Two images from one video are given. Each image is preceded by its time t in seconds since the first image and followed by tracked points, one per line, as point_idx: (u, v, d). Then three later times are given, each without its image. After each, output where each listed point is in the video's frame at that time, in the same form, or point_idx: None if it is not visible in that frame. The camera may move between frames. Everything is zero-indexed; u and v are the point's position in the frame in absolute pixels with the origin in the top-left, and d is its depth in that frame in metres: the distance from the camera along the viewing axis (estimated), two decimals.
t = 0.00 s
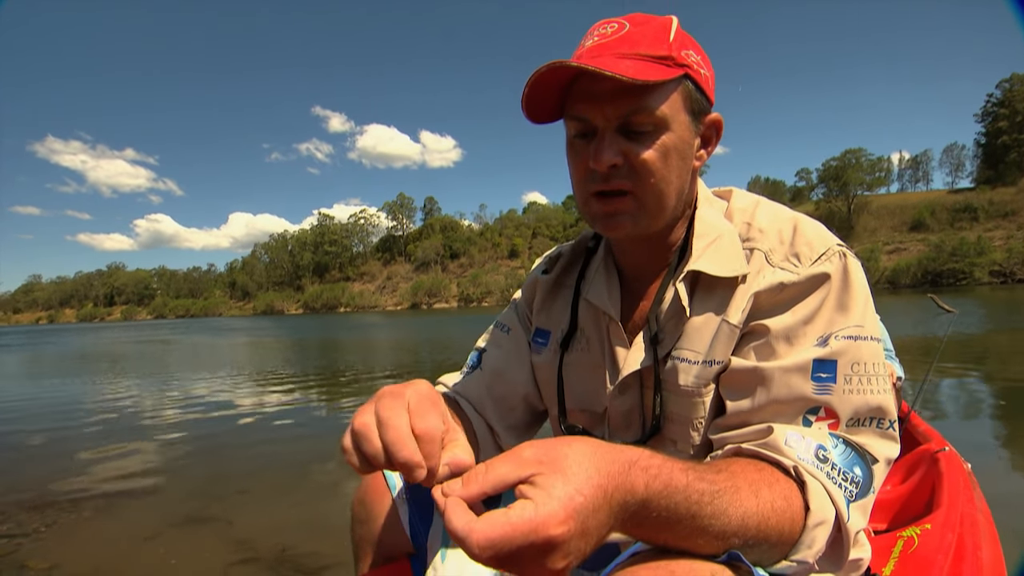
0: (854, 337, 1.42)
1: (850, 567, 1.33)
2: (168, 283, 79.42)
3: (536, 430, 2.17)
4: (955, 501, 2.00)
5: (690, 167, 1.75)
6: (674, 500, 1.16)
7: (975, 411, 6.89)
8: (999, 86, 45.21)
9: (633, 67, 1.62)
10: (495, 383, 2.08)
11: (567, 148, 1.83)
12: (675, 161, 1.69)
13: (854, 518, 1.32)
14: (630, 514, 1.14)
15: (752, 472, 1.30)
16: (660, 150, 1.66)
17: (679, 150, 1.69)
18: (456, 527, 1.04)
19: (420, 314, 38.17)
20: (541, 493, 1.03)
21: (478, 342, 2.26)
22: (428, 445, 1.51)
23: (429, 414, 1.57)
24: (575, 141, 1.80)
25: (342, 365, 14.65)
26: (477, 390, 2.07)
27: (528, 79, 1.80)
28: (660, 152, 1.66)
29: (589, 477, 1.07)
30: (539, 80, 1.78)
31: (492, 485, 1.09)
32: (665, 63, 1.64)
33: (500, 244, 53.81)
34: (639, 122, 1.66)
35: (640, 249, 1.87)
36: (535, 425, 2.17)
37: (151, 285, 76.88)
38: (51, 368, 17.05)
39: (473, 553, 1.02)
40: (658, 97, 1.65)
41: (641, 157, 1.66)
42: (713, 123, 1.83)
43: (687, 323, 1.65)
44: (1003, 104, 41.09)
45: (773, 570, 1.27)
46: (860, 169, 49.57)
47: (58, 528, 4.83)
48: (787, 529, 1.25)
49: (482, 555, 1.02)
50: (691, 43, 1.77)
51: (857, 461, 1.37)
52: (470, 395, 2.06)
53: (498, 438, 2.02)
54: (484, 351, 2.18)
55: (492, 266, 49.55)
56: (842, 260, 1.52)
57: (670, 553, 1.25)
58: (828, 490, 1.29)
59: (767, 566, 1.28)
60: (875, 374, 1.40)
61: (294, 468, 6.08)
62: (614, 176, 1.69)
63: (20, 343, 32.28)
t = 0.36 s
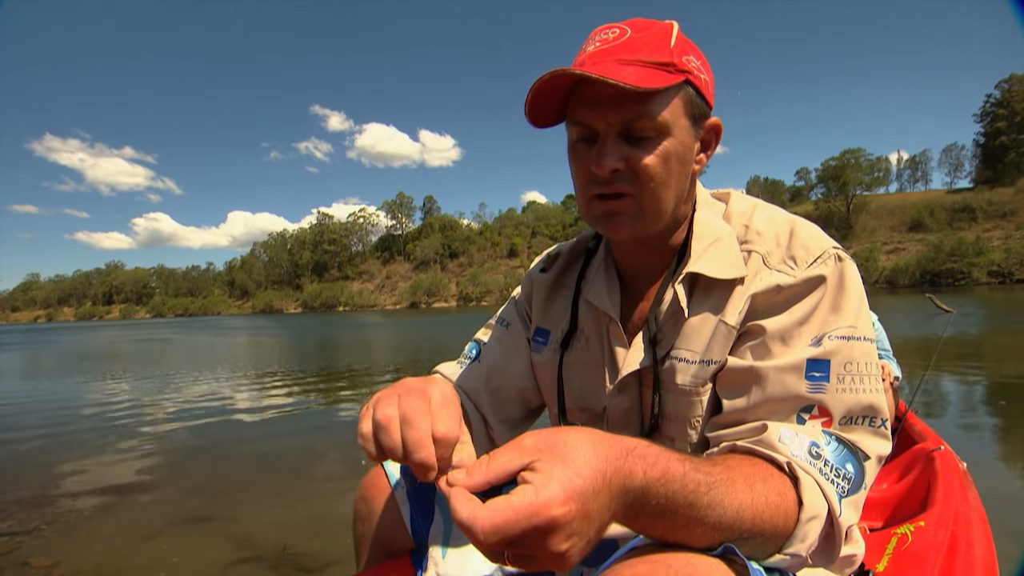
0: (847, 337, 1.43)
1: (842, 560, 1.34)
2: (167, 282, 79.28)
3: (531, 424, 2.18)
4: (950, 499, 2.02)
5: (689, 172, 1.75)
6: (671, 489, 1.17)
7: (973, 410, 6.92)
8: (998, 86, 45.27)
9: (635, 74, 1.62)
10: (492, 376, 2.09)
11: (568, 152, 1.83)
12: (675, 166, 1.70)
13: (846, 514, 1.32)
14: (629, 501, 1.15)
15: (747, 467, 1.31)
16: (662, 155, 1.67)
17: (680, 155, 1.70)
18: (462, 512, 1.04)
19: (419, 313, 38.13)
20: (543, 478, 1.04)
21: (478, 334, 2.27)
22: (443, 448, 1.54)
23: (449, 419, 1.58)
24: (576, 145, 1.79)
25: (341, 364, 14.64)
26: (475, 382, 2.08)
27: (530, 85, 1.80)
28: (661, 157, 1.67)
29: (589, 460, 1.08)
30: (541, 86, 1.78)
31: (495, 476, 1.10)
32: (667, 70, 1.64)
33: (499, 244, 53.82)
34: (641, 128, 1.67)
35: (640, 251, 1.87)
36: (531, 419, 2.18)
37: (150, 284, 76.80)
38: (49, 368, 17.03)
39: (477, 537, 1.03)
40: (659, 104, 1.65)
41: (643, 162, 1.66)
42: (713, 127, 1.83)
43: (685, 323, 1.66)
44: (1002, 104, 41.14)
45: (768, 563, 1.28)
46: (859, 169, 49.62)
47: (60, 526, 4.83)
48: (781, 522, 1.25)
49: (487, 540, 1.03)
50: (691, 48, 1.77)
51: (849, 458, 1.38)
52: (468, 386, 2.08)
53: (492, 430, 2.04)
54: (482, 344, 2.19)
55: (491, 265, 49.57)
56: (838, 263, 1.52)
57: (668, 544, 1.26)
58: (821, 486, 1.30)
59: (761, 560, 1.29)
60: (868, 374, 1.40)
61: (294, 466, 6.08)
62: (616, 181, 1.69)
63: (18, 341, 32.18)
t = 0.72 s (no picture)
0: (841, 340, 1.44)
1: (833, 560, 1.35)
2: (165, 280, 79.12)
3: (527, 422, 2.18)
4: (943, 500, 2.04)
5: (688, 176, 1.76)
6: (666, 485, 1.18)
7: (969, 413, 6.95)
8: (997, 91, 45.43)
9: (635, 81, 1.63)
10: (490, 374, 2.09)
11: (567, 157, 1.84)
12: (674, 171, 1.70)
13: (839, 514, 1.33)
14: (625, 497, 1.16)
15: (741, 466, 1.31)
16: (661, 161, 1.67)
17: (679, 160, 1.71)
18: (459, 504, 1.05)
19: (417, 313, 38.07)
20: (539, 472, 1.05)
21: (476, 331, 2.29)
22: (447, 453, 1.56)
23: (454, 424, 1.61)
24: (576, 150, 1.80)
25: (338, 364, 14.61)
26: (472, 379, 2.09)
27: (530, 93, 1.81)
28: (660, 162, 1.68)
29: (584, 456, 1.09)
30: (541, 92, 1.79)
31: (492, 471, 1.11)
32: (666, 76, 1.65)
33: (498, 244, 53.95)
34: (640, 134, 1.68)
35: (639, 253, 1.88)
36: (527, 417, 2.19)
37: (147, 282, 76.69)
38: (47, 365, 17.02)
39: (473, 529, 1.04)
40: (659, 110, 1.66)
41: (642, 167, 1.67)
42: (711, 131, 1.84)
43: (683, 325, 1.66)
44: (1000, 108, 41.21)
45: (761, 563, 1.28)
46: (857, 172, 49.76)
47: (58, 524, 4.82)
48: (774, 520, 1.26)
49: (483, 532, 1.03)
50: (690, 54, 1.77)
51: (842, 459, 1.38)
52: (465, 380, 2.09)
53: (485, 427, 2.04)
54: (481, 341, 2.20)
55: (490, 265, 49.53)
56: (833, 268, 1.53)
57: (663, 542, 1.26)
58: (814, 487, 1.30)
59: (754, 558, 1.29)
60: (861, 377, 1.41)
61: (292, 465, 6.09)
62: (615, 186, 1.70)
63: (15, 339, 32.08)
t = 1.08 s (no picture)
0: (839, 337, 1.44)
1: (830, 555, 1.35)
2: (166, 276, 79.17)
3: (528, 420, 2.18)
4: (942, 498, 2.04)
5: (688, 173, 1.76)
6: (664, 479, 1.18)
7: (969, 413, 6.95)
8: (1000, 90, 45.28)
9: (635, 77, 1.63)
10: (491, 371, 2.09)
11: (568, 152, 1.84)
12: (674, 168, 1.70)
13: (836, 510, 1.33)
14: (624, 490, 1.16)
15: (739, 461, 1.31)
16: (661, 157, 1.67)
17: (679, 157, 1.71)
18: (458, 494, 1.04)
19: (418, 311, 38.06)
20: (538, 464, 1.05)
21: (476, 329, 2.29)
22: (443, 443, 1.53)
23: (448, 412, 1.57)
24: (576, 146, 1.80)
25: (339, 361, 14.63)
26: (474, 377, 2.09)
27: (530, 88, 1.81)
28: (660, 159, 1.68)
29: (583, 448, 1.10)
30: (541, 88, 1.79)
31: (492, 464, 1.10)
32: (666, 72, 1.65)
33: (499, 242, 53.93)
34: (641, 131, 1.68)
35: (638, 250, 1.88)
36: (529, 414, 2.19)
37: (148, 279, 76.76)
38: (48, 362, 17.03)
39: (472, 516, 1.03)
40: (659, 107, 1.66)
41: (642, 164, 1.67)
42: (711, 129, 1.84)
43: (684, 321, 1.66)
44: (1003, 107, 41.10)
45: (760, 558, 1.29)
46: (859, 171, 49.66)
47: (59, 519, 4.83)
48: (772, 515, 1.26)
49: (483, 521, 1.03)
50: (690, 50, 1.77)
51: (840, 455, 1.38)
52: (466, 379, 2.10)
53: (488, 423, 2.06)
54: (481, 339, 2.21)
55: (491, 263, 49.52)
56: (832, 266, 1.53)
57: (660, 535, 1.26)
58: (813, 483, 1.30)
59: (752, 553, 1.30)
60: (858, 374, 1.42)
61: (293, 461, 6.10)
62: (616, 182, 1.70)
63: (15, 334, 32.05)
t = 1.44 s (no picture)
0: (831, 340, 1.45)
1: (822, 557, 1.36)
2: (160, 275, 78.83)
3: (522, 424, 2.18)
4: (933, 500, 2.05)
5: (680, 175, 1.76)
6: (658, 481, 1.18)
7: (962, 415, 6.98)
8: (993, 94, 45.52)
9: (627, 80, 1.64)
10: (484, 376, 2.09)
11: (561, 154, 1.84)
12: (666, 170, 1.71)
13: (827, 512, 1.34)
14: (617, 492, 1.16)
15: (731, 463, 1.32)
16: (653, 159, 1.68)
17: (671, 159, 1.71)
18: (452, 495, 1.05)
19: (413, 311, 38.00)
20: (533, 466, 1.06)
21: (470, 335, 2.29)
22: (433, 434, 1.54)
23: (438, 405, 1.60)
24: (570, 148, 1.80)
25: (332, 361, 14.57)
26: (467, 382, 2.09)
27: (523, 91, 1.81)
28: (653, 161, 1.68)
29: (578, 451, 1.10)
30: (535, 90, 1.79)
31: (486, 465, 1.11)
32: (658, 75, 1.65)
33: (495, 242, 53.98)
34: (633, 133, 1.68)
35: (632, 251, 1.88)
36: (524, 418, 2.19)
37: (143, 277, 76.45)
38: (41, 361, 16.96)
39: (466, 519, 1.04)
40: (651, 109, 1.66)
41: (634, 166, 1.67)
42: (703, 131, 1.84)
43: (677, 324, 1.67)
44: (996, 111, 41.34)
45: (752, 559, 1.29)
46: (853, 174, 49.87)
47: (50, 519, 4.80)
48: (764, 517, 1.27)
49: (477, 522, 1.04)
50: (683, 53, 1.78)
51: (831, 458, 1.39)
52: (461, 385, 2.09)
53: (485, 429, 2.04)
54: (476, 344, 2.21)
55: (486, 264, 49.48)
56: (823, 268, 1.54)
57: (653, 537, 1.26)
58: (804, 485, 1.31)
59: (744, 555, 1.30)
60: (850, 377, 1.42)
61: (286, 461, 6.08)
62: (608, 183, 1.70)
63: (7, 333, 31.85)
